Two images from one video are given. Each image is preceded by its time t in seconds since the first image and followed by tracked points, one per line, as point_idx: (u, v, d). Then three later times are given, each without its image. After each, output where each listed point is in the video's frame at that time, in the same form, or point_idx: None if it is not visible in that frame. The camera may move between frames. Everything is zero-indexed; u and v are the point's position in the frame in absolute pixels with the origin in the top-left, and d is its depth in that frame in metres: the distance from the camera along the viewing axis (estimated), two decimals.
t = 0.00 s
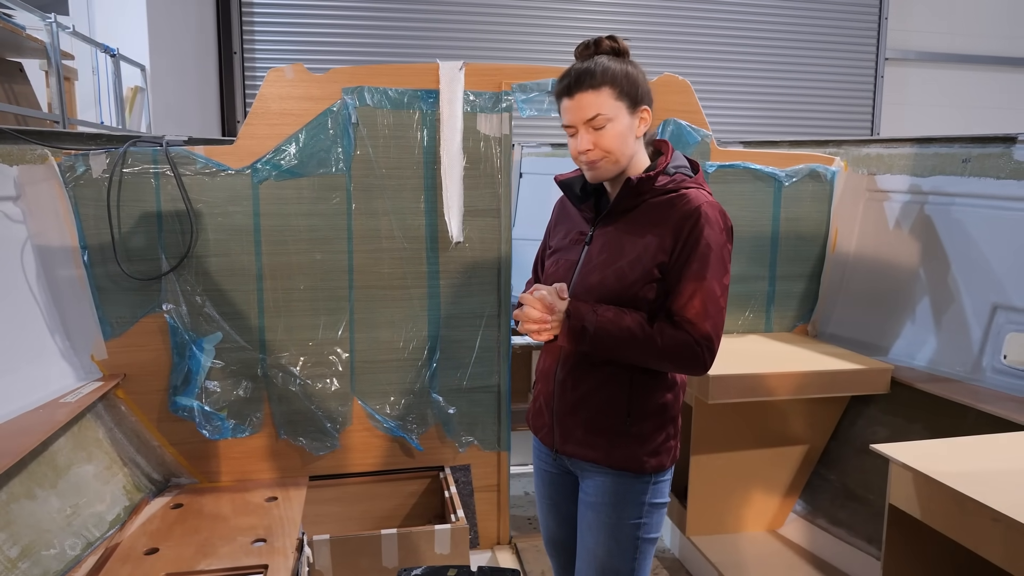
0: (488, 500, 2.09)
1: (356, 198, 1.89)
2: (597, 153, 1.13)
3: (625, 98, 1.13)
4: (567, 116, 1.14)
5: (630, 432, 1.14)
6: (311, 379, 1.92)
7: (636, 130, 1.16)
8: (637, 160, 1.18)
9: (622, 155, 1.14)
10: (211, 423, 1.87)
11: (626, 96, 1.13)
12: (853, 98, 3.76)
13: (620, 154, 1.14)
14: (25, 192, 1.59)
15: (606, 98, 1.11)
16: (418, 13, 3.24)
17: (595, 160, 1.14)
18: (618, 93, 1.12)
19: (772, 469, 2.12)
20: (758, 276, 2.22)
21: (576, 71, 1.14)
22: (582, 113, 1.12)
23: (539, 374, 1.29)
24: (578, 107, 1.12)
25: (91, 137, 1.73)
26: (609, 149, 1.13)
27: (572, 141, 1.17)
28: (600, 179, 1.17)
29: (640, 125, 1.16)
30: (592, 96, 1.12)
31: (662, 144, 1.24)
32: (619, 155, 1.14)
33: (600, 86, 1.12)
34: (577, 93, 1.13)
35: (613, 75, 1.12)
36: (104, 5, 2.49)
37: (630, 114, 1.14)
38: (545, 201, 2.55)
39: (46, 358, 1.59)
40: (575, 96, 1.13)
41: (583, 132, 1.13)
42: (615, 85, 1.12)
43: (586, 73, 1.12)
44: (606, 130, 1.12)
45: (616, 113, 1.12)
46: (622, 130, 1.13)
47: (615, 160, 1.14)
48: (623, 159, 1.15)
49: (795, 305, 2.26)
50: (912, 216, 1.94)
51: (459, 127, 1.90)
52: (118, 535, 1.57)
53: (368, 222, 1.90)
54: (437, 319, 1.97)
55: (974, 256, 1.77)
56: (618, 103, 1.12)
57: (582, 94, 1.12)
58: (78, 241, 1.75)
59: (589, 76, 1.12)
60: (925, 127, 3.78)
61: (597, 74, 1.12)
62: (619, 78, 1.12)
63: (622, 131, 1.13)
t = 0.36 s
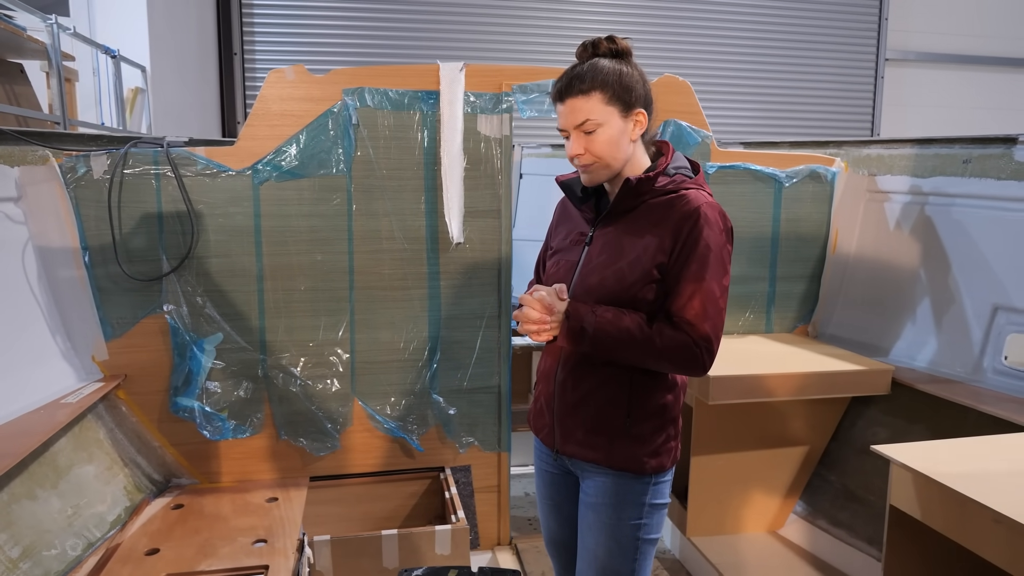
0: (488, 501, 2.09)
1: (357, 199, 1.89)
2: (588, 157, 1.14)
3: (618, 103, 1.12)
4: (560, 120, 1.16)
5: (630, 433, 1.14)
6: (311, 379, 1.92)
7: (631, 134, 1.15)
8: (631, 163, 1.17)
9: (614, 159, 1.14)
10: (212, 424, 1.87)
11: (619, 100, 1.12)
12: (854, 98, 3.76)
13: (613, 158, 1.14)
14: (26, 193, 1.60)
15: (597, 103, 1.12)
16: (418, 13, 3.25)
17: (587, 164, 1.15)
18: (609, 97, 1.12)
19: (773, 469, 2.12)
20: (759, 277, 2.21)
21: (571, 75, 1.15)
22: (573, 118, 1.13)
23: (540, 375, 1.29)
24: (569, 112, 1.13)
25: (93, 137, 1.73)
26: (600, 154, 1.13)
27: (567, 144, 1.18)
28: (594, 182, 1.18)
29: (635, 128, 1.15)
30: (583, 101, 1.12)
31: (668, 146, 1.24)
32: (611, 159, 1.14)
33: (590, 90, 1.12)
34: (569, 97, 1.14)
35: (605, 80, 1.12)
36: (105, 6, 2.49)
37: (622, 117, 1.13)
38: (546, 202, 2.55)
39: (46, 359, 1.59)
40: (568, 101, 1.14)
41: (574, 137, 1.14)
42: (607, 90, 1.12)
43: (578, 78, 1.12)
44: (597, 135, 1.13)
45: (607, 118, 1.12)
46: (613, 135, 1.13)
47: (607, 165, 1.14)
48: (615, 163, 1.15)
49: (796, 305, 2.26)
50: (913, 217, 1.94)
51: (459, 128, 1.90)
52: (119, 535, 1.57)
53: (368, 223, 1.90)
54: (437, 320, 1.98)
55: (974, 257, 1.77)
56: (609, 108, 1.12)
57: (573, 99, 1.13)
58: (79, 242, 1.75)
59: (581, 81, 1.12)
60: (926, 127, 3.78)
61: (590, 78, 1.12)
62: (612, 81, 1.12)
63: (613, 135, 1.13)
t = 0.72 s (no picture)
0: (490, 503, 2.09)
1: (359, 200, 1.89)
2: (589, 158, 1.14)
3: (620, 104, 1.12)
4: (563, 119, 1.16)
5: (633, 434, 1.14)
6: (314, 381, 1.92)
7: (632, 136, 1.15)
8: (633, 166, 1.17)
9: (615, 161, 1.14)
10: (215, 425, 1.88)
11: (621, 102, 1.12)
12: (857, 99, 3.75)
13: (613, 160, 1.14)
14: (29, 194, 1.61)
15: (599, 104, 1.12)
16: (421, 14, 3.25)
17: (587, 165, 1.15)
18: (612, 99, 1.12)
19: (775, 471, 2.12)
20: (762, 279, 2.21)
21: (575, 75, 1.15)
22: (576, 118, 1.13)
23: (542, 377, 1.29)
24: (571, 111, 1.14)
25: (96, 139, 1.73)
26: (600, 154, 1.13)
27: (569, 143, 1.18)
28: (594, 183, 1.18)
29: (637, 131, 1.15)
30: (585, 101, 1.12)
31: (670, 147, 1.23)
32: (611, 160, 1.14)
33: (593, 91, 1.12)
34: (572, 97, 1.14)
35: (608, 81, 1.12)
36: (108, 7, 2.50)
37: (625, 119, 1.13)
38: (548, 204, 2.55)
39: (48, 360, 1.59)
40: (571, 100, 1.14)
41: (576, 136, 1.14)
42: (609, 91, 1.12)
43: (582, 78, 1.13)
44: (597, 136, 1.13)
45: (608, 119, 1.12)
46: (614, 136, 1.13)
47: (606, 165, 1.14)
48: (615, 165, 1.14)
49: (799, 306, 2.24)
50: (916, 219, 1.94)
51: (461, 130, 1.90)
52: (121, 536, 1.57)
53: (371, 224, 1.91)
54: (440, 322, 1.98)
55: (977, 259, 1.77)
56: (611, 109, 1.12)
57: (576, 99, 1.13)
58: (82, 243, 1.75)
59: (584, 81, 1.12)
60: (929, 129, 3.78)
61: (593, 79, 1.12)
62: (615, 83, 1.12)
63: (614, 137, 1.13)
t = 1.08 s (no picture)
0: (493, 503, 2.09)
1: (362, 201, 1.89)
2: (598, 153, 1.14)
3: (636, 103, 1.12)
4: (577, 110, 1.16)
5: (635, 430, 1.14)
6: (317, 381, 1.92)
7: (643, 137, 1.15)
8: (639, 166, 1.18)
9: (622, 160, 1.15)
10: (218, 425, 1.88)
11: (638, 101, 1.12)
12: (859, 99, 3.75)
13: (621, 158, 1.14)
14: (32, 195, 1.61)
15: (615, 100, 1.12)
16: (423, 15, 3.25)
17: (595, 159, 1.15)
18: (628, 97, 1.12)
19: (778, 471, 2.12)
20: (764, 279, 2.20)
21: (595, 67, 1.14)
22: (591, 110, 1.13)
23: (545, 375, 1.29)
24: (587, 104, 1.13)
25: (98, 141, 1.74)
26: (610, 151, 1.14)
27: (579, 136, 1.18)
28: (598, 179, 1.18)
29: (647, 132, 1.16)
30: (602, 96, 1.12)
31: (667, 142, 1.20)
32: (620, 158, 1.14)
33: (612, 87, 1.12)
34: (590, 89, 1.14)
35: (627, 79, 1.12)
36: (110, 9, 2.50)
37: (638, 119, 1.14)
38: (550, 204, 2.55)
39: (50, 361, 1.59)
40: (588, 92, 1.14)
41: (587, 129, 1.14)
42: (627, 88, 1.12)
43: (602, 72, 1.12)
44: (609, 132, 1.13)
45: (622, 117, 1.12)
46: (626, 135, 1.13)
47: (614, 163, 1.15)
48: (623, 163, 1.15)
49: (802, 307, 2.24)
50: (918, 219, 1.94)
51: (464, 130, 1.90)
52: (125, 537, 1.57)
53: (373, 225, 1.91)
54: (442, 323, 1.98)
55: (981, 259, 1.77)
56: (626, 107, 1.12)
57: (593, 92, 1.13)
58: (84, 244, 1.75)
59: (604, 75, 1.12)
60: (932, 129, 3.77)
61: (613, 74, 1.12)
62: (633, 81, 1.12)
63: (626, 135, 1.13)
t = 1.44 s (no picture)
0: (494, 504, 2.08)
1: (363, 201, 1.89)
2: (602, 152, 1.14)
3: (639, 100, 1.12)
4: (580, 111, 1.15)
5: (638, 433, 1.14)
6: (318, 382, 1.92)
7: (647, 134, 1.15)
8: (645, 163, 1.18)
9: (627, 158, 1.14)
10: (219, 426, 1.88)
11: (640, 98, 1.12)
12: (860, 99, 3.75)
13: (626, 156, 1.14)
14: (33, 196, 1.61)
15: (618, 98, 1.12)
16: (424, 15, 3.25)
17: (601, 158, 1.15)
18: (631, 95, 1.12)
19: (779, 472, 2.12)
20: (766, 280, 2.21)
21: (594, 67, 1.14)
22: (594, 109, 1.13)
23: (547, 377, 1.29)
24: (590, 103, 1.13)
25: (99, 141, 1.76)
26: (615, 149, 1.14)
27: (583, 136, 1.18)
28: (604, 178, 1.18)
29: (651, 129, 1.16)
30: (605, 95, 1.12)
31: (672, 143, 1.21)
32: (625, 156, 1.14)
33: (614, 85, 1.12)
34: (592, 88, 1.14)
35: (629, 76, 1.12)
36: (111, 9, 2.50)
37: (640, 117, 1.14)
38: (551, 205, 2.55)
39: (51, 361, 1.59)
40: (590, 92, 1.14)
41: (592, 128, 1.14)
42: (629, 86, 1.12)
43: (602, 71, 1.12)
44: (613, 130, 1.13)
45: (625, 115, 1.12)
46: (630, 132, 1.13)
47: (619, 161, 1.14)
48: (628, 161, 1.15)
49: (803, 307, 2.24)
50: (919, 219, 1.94)
51: (465, 130, 1.90)
52: (126, 538, 1.57)
53: (374, 226, 1.91)
54: (443, 323, 1.98)
55: (981, 259, 1.76)
56: (629, 105, 1.12)
57: (595, 91, 1.13)
58: (85, 245, 1.75)
59: (605, 74, 1.12)
60: (932, 129, 3.77)
61: (614, 73, 1.12)
62: (634, 79, 1.12)
63: (630, 133, 1.13)
